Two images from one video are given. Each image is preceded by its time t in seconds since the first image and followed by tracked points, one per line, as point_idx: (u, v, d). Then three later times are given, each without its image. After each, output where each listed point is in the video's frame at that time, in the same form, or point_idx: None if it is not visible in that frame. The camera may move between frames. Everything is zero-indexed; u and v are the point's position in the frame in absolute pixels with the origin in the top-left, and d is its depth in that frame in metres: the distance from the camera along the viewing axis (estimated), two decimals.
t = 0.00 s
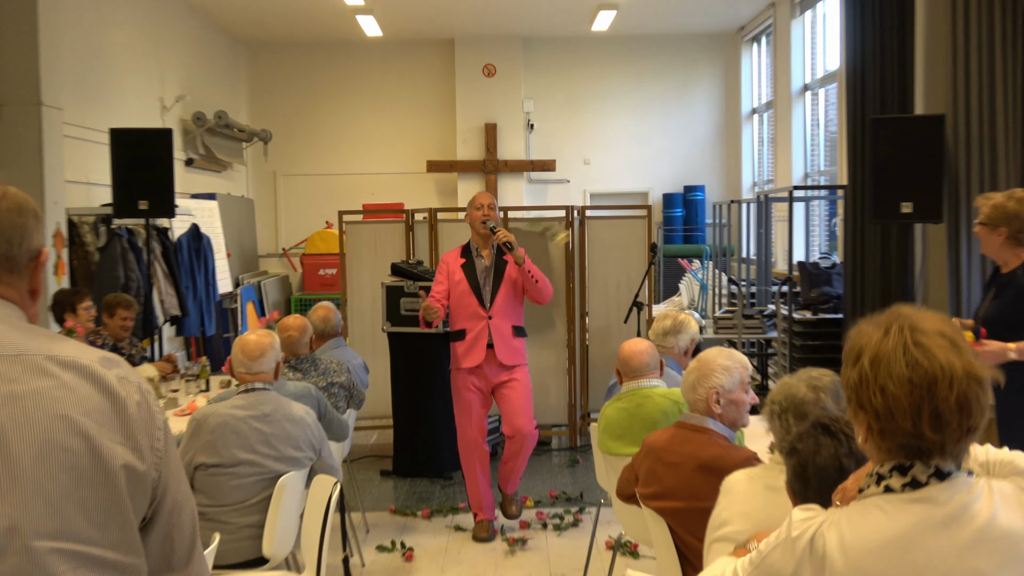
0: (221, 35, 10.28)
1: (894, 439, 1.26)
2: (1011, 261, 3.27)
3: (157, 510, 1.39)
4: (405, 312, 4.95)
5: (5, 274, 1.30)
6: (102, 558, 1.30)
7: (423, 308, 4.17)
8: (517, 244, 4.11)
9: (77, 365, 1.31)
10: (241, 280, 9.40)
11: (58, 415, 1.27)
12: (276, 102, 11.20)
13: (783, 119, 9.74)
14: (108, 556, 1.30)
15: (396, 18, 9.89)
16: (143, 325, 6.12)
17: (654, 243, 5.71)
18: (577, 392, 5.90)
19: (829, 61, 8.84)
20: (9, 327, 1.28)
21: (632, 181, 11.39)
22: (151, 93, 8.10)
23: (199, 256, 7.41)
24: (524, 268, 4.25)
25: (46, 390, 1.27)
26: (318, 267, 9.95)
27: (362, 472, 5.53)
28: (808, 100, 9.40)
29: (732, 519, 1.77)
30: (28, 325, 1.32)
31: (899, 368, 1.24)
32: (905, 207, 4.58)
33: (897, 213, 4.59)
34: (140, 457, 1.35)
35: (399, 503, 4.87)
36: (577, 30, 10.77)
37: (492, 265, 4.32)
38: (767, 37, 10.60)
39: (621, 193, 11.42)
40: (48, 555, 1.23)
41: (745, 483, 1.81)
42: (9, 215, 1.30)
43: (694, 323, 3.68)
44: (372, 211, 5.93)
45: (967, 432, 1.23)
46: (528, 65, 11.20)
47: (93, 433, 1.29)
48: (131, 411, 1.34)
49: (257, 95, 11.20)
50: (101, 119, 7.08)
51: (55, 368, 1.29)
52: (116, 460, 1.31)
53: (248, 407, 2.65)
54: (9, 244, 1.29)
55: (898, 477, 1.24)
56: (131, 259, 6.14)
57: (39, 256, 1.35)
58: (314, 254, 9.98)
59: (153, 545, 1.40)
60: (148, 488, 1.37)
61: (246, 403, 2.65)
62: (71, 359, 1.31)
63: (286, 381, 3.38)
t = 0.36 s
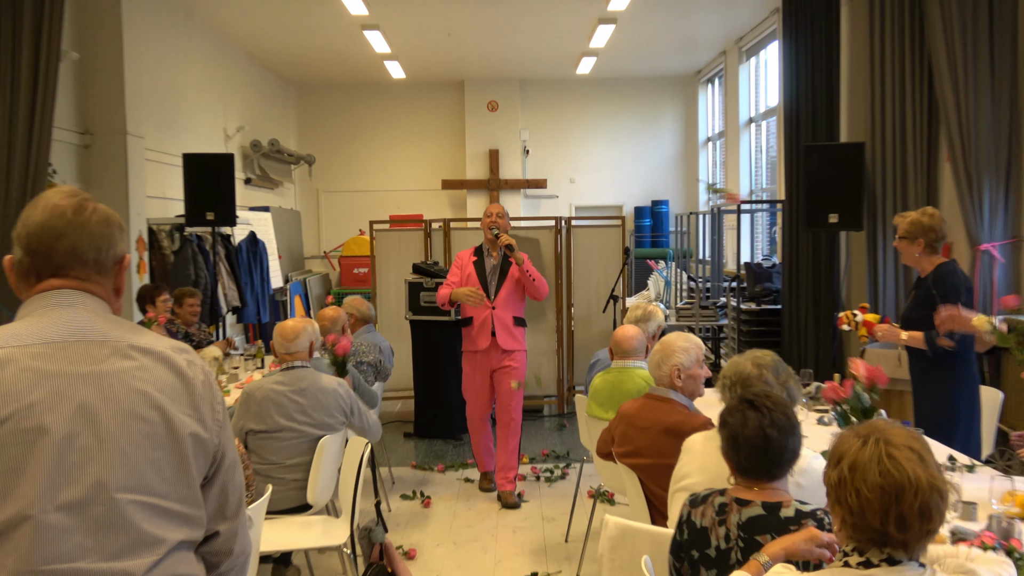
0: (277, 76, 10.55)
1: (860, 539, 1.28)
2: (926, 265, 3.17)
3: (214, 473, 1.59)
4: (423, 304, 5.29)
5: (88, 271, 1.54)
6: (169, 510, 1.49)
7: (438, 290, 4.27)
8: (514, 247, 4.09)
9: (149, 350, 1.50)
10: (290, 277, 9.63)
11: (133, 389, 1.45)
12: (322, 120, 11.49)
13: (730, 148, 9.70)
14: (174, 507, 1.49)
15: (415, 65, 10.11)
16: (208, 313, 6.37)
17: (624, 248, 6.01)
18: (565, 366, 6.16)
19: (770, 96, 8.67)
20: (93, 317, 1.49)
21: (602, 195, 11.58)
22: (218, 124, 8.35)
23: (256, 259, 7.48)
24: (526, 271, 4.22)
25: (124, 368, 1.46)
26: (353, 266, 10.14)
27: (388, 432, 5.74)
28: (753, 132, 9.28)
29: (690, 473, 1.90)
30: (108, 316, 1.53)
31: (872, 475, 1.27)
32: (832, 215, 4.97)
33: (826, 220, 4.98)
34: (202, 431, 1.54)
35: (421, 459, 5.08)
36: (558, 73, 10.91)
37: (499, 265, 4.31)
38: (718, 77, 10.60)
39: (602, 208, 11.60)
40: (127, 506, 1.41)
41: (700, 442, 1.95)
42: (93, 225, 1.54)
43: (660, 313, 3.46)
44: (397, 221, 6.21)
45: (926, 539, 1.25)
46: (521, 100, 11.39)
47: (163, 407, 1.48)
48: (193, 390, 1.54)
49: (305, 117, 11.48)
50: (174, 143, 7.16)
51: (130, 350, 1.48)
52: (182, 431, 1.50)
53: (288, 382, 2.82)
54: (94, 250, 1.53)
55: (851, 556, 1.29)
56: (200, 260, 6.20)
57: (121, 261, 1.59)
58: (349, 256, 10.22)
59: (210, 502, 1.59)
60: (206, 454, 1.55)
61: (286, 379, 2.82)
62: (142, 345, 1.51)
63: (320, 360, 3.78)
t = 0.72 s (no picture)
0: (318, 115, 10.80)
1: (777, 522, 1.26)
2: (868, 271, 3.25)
3: (264, 444, 1.56)
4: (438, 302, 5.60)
5: (160, 276, 1.51)
6: (226, 477, 1.46)
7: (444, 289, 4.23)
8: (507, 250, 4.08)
9: (213, 340, 1.47)
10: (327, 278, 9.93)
11: (200, 372, 1.41)
12: (353, 146, 11.80)
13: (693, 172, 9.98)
14: (231, 473, 1.47)
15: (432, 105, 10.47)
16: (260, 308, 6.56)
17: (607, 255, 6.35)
18: (556, 353, 6.45)
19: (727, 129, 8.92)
20: (167, 317, 1.45)
21: (583, 214, 11.90)
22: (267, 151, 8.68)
23: (300, 264, 7.74)
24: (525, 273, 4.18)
25: (191, 357, 1.42)
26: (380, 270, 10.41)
27: (407, 407, 6.02)
28: (712, 160, 9.59)
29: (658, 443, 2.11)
30: (178, 315, 1.49)
31: (777, 456, 1.26)
32: (778, 229, 5.25)
33: (772, 234, 5.26)
34: (256, 408, 1.51)
35: (438, 430, 5.33)
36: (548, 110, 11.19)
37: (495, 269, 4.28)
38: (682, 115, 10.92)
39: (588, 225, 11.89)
40: (191, 473, 1.38)
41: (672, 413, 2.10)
42: (164, 239, 1.51)
43: (634, 311, 3.60)
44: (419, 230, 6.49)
45: (832, 527, 1.18)
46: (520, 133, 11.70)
47: (224, 387, 1.44)
48: (249, 371, 1.51)
49: (342, 144, 11.81)
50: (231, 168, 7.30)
51: (197, 341, 1.44)
52: (239, 407, 1.46)
53: (329, 356, 3.13)
54: (164, 257, 1.51)
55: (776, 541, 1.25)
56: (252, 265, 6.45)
57: (187, 267, 1.57)
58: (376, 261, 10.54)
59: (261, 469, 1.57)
60: (260, 427, 1.52)
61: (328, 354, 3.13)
62: (207, 337, 1.47)
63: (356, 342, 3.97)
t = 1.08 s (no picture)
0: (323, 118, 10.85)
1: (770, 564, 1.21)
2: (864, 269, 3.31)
3: (271, 440, 1.43)
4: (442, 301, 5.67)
5: (166, 277, 1.37)
6: (236, 472, 1.34)
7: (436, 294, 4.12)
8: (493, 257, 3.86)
9: (222, 337, 1.35)
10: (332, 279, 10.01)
11: (208, 369, 1.30)
12: (359, 153, 11.90)
13: (687, 177, 10.06)
14: (239, 469, 1.35)
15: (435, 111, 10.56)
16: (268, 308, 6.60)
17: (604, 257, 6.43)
18: (555, 351, 6.53)
19: (719, 133, 8.98)
20: (177, 319, 1.33)
21: (579, 217, 11.97)
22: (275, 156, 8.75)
23: (307, 263, 7.77)
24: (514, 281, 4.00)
25: (199, 356, 1.30)
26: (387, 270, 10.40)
27: (411, 404, 6.08)
28: (706, 166, 9.66)
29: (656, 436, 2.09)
30: (187, 317, 1.38)
31: (759, 500, 1.18)
32: (768, 231, 5.30)
33: (763, 235, 5.31)
34: (263, 402, 1.39)
35: (441, 426, 5.36)
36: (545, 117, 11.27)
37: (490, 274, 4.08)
38: (677, 121, 11.00)
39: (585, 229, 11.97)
40: (201, 468, 1.27)
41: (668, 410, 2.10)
42: (170, 242, 1.39)
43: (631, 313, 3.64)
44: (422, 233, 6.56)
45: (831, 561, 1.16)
46: (519, 140, 11.80)
47: (233, 382, 1.33)
48: (255, 367, 1.39)
49: (347, 148, 11.89)
50: (242, 172, 7.38)
51: (207, 339, 1.33)
52: (247, 401, 1.35)
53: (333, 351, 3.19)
54: (171, 259, 1.38)
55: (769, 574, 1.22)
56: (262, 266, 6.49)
57: (195, 268, 1.44)
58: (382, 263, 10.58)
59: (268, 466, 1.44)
60: (268, 421, 1.41)
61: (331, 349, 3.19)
62: (216, 335, 1.35)
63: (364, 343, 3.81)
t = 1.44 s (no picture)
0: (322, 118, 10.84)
1: None
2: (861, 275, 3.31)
3: (267, 440, 1.42)
4: (441, 302, 5.65)
5: (160, 279, 1.37)
6: (233, 472, 1.34)
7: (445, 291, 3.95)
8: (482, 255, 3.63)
9: (217, 338, 1.36)
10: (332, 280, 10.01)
11: (204, 370, 1.30)
12: (360, 153, 11.90)
13: (687, 178, 10.06)
14: (236, 470, 1.35)
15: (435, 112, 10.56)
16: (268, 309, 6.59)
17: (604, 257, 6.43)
18: (555, 351, 6.54)
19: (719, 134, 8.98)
20: (172, 320, 1.33)
21: (578, 218, 11.97)
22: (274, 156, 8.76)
23: (308, 264, 7.77)
24: (500, 280, 3.67)
25: (195, 357, 1.30)
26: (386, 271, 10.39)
27: (411, 404, 6.08)
28: (706, 166, 9.67)
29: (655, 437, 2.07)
30: (182, 319, 1.38)
31: (732, 522, 1.17)
32: (768, 231, 5.30)
33: (763, 235, 5.31)
34: (259, 402, 1.39)
35: (441, 426, 5.36)
36: (545, 117, 11.26)
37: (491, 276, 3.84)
38: (677, 121, 11.00)
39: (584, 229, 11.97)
40: (197, 469, 1.27)
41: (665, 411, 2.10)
42: (163, 243, 1.38)
43: (632, 314, 3.66)
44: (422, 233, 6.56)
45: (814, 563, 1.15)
46: (519, 140, 11.80)
47: (228, 382, 1.33)
48: (250, 367, 1.39)
49: (347, 148, 11.89)
50: (241, 173, 7.37)
51: (203, 340, 1.33)
52: (243, 401, 1.35)
53: (320, 357, 3.16)
54: (165, 260, 1.38)
55: None
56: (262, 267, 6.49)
57: (189, 269, 1.44)
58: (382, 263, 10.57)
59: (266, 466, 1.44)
60: (265, 422, 1.41)
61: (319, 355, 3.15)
62: (210, 335, 1.35)
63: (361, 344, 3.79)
